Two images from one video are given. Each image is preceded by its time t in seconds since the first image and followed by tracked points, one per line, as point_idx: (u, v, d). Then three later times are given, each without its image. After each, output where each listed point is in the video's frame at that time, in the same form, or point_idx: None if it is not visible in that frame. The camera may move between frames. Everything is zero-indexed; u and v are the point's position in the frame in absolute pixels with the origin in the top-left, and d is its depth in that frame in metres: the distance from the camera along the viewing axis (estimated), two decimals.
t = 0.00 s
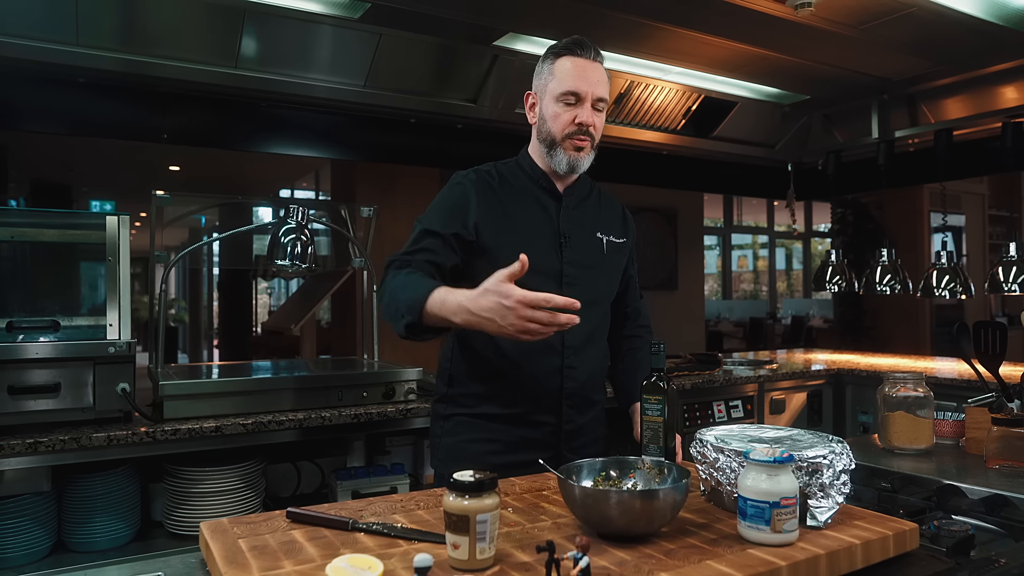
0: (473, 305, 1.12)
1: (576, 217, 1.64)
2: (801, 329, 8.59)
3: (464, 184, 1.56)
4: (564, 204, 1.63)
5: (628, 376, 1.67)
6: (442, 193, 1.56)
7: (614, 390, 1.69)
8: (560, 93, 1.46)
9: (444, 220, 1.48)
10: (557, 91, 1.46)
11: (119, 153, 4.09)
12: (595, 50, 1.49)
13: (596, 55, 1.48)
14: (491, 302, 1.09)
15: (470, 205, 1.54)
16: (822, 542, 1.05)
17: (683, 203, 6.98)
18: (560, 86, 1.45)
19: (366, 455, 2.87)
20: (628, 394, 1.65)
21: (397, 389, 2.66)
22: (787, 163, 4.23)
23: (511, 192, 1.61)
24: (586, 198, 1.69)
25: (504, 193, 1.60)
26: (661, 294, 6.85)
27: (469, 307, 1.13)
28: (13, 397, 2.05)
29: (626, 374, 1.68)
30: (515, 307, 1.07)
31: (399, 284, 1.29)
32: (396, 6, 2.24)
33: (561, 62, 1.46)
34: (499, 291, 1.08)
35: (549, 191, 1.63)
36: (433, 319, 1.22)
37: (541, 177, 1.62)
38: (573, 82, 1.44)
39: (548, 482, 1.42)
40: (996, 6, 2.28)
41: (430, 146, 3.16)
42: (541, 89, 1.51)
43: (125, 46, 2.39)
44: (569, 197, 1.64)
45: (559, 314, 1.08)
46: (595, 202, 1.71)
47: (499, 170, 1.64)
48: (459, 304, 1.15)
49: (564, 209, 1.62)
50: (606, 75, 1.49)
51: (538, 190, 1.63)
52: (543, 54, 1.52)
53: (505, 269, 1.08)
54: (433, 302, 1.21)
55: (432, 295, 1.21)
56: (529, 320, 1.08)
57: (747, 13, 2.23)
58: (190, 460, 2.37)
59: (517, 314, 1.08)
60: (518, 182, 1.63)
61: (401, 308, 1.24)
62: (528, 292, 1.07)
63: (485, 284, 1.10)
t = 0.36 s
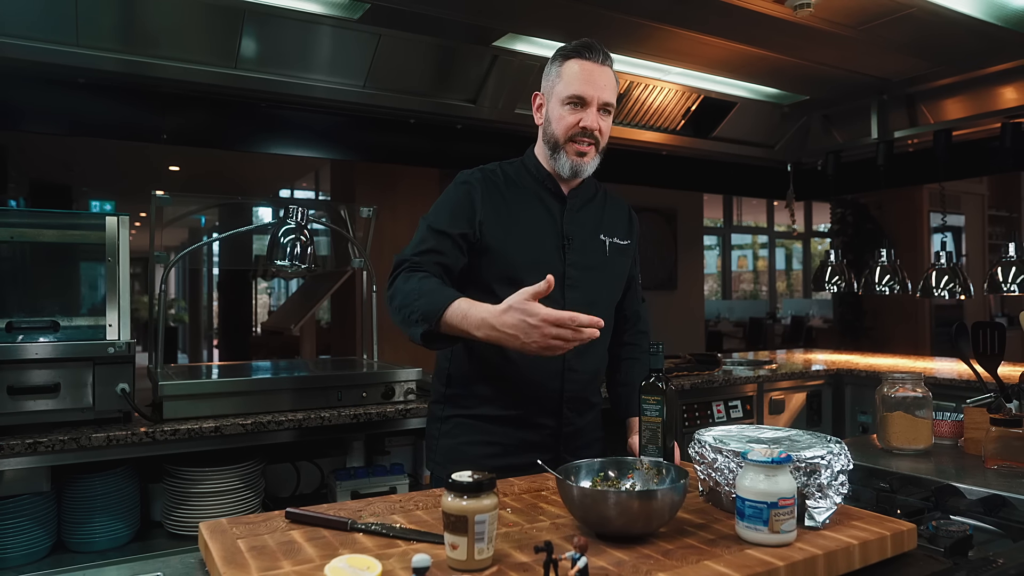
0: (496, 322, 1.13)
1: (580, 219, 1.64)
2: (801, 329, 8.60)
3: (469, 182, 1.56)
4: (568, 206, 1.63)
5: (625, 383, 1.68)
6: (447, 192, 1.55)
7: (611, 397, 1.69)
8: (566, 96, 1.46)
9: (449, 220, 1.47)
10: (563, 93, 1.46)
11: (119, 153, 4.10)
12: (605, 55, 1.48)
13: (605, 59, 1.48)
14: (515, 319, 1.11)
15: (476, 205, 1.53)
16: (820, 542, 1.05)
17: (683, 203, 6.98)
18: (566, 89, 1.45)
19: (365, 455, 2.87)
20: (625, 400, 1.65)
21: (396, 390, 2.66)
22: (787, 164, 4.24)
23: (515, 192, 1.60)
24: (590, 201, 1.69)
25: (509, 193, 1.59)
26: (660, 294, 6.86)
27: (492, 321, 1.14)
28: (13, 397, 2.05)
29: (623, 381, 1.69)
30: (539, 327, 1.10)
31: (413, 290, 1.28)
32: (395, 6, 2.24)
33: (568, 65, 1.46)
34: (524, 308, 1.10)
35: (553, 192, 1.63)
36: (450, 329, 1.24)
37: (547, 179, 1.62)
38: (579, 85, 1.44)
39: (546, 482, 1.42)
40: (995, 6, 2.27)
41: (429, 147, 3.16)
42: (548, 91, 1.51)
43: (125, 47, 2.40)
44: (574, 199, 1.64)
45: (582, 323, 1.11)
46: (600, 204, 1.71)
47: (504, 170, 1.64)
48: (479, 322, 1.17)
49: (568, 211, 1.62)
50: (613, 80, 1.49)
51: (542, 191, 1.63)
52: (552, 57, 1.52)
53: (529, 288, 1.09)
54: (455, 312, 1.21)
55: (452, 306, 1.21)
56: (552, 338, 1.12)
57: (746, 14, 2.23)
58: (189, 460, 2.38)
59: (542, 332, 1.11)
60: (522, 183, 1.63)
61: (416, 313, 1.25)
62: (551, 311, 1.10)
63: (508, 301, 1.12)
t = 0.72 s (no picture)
0: (505, 360, 1.16)
1: (580, 219, 1.64)
2: (801, 329, 8.60)
3: (469, 182, 1.56)
4: (568, 206, 1.63)
5: (623, 384, 1.67)
6: (447, 192, 1.55)
7: (609, 399, 1.69)
8: (565, 94, 1.46)
9: (450, 220, 1.47)
10: (562, 92, 1.46)
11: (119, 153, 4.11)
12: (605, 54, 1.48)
13: (605, 58, 1.48)
14: (527, 363, 1.14)
15: (476, 205, 1.53)
16: (819, 542, 1.05)
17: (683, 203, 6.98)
18: (565, 87, 1.45)
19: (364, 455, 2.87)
20: (623, 401, 1.66)
21: (395, 390, 2.66)
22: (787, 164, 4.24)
23: (515, 192, 1.60)
24: (589, 200, 1.69)
25: (509, 193, 1.59)
26: (660, 294, 6.86)
27: (501, 358, 1.17)
28: (13, 397, 2.05)
29: (621, 381, 1.69)
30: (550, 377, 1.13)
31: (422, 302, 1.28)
32: (394, 6, 2.24)
33: (568, 63, 1.46)
34: (539, 357, 1.13)
35: (553, 192, 1.63)
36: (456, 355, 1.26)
37: (547, 179, 1.62)
38: (579, 83, 1.44)
39: (546, 482, 1.42)
40: (995, 6, 2.27)
41: (429, 147, 3.17)
42: (548, 90, 1.51)
43: (125, 47, 2.40)
44: (573, 199, 1.64)
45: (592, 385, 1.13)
46: (599, 203, 1.71)
47: (504, 170, 1.64)
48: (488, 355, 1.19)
49: (568, 211, 1.62)
50: (612, 78, 1.49)
51: (542, 191, 1.63)
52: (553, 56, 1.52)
53: (549, 338, 1.12)
54: (466, 338, 1.22)
55: (463, 334, 1.22)
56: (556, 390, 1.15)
57: (745, 14, 2.23)
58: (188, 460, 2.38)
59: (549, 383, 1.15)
60: (522, 183, 1.63)
61: (425, 327, 1.26)
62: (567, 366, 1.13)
63: (522, 345, 1.14)
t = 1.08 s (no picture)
0: (514, 309, 1.04)
1: (578, 217, 1.64)
2: (801, 329, 8.60)
3: (468, 174, 1.56)
4: (566, 204, 1.63)
5: (621, 383, 1.68)
6: (445, 183, 1.54)
7: (608, 397, 1.71)
8: (570, 107, 1.44)
9: (450, 208, 1.46)
10: (567, 104, 1.44)
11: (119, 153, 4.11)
12: (612, 66, 1.45)
13: (612, 71, 1.44)
14: (532, 314, 1.04)
15: (476, 197, 1.53)
16: (821, 542, 1.05)
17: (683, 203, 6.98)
18: (571, 100, 1.43)
19: (365, 455, 2.87)
20: (623, 400, 1.67)
21: (395, 389, 2.66)
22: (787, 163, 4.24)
23: (514, 187, 1.60)
24: (587, 198, 1.69)
25: (508, 187, 1.59)
26: (660, 294, 6.86)
27: (505, 306, 1.06)
28: (14, 397, 2.05)
29: (619, 380, 1.69)
30: (555, 331, 1.04)
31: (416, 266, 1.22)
32: (396, 6, 2.24)
33: (575, 74, 1.43)
34: (546, 307, 1.05)
35: (551, 190, 1.62)
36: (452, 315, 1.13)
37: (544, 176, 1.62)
38: (584, 99, 1.42)
39: (547, 482, 1.42)
40: (995, 6, 2.28)
41: (429, 147, 3.16)
42: (553, 95, 1.48)
43: (126, 47, 2.40)
44: (572, 198, 1.64)
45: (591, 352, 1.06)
46: (595, 201, 1.71)
47: (504, 164, 1.63)
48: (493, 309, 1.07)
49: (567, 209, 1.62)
50: (617, 91, 1.47)
51: (541, 188, 1.63)
52: (560, 59, 1.48)
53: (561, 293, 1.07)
54: (461, 294, 1.11)
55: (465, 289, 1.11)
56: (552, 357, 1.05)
57: (746, 13, 2.23)
58: (189, 460, 2.37)
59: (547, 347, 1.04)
60: (521, 179, 1.62)
61: (417, 290, 1.18)
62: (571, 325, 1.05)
63: (537, 296, 1.05)
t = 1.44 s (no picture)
0: (478, 188, 1.14)
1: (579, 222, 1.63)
2: (801, 329, 8.60)
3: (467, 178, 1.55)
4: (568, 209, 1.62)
5: (621, 382, 1.69)
6: (443, 188, 1.53)
7: (607, 397, 1.71)
8: (582, 123, 1.41)
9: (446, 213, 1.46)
10: (580, 119, 1.41)
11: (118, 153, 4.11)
12: (629, 86, 1.43)
13: (628, 92, 1.43)
14: (490, 175, 1.15)
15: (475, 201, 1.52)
16: (820, 542, 1.05)
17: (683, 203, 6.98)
18: (584, 117, 1.41)
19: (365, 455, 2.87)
20: (621, 400, 1.68)
21: (395, 389, 2.66)
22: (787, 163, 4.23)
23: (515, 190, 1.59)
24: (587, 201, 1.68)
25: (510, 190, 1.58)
26: (660, 294, 6.86)
27: (472, 193, 1.16)
28: (14, 397, 2.05)
29: (618, 379, 1.70)
30: (519, 161, 1.12)
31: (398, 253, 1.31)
32: (396, 6, 2.23)
33: (593, 90, 1.41)
34: (492, 162, 1.16)
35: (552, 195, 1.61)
36: (445, 253, 1.24)
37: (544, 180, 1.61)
38: (599, 118, 1.40)
39: (547, 482, 1.42)
40: (995, 6, 2.28)
41: (429, 147, 3.17)
42: (565, 105, 1.45)
43: (125, 47, 2.39)
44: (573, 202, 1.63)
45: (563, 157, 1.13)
46: (595, 203, 1.70)
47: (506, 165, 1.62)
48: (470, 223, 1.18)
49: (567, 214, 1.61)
50: (631, 113, 1.45)
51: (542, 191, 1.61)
52: (577, 69, 1.44)
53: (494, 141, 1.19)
54: (438, 230, 1.23)
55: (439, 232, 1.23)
56: (539, 184, 1.13)
57: (746, 13, 2.23)
58: (189, 460, 2.37)
59: (527, 182, 1.12)
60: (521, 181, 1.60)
61: (410, 264, 1.26)
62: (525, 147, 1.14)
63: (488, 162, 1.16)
